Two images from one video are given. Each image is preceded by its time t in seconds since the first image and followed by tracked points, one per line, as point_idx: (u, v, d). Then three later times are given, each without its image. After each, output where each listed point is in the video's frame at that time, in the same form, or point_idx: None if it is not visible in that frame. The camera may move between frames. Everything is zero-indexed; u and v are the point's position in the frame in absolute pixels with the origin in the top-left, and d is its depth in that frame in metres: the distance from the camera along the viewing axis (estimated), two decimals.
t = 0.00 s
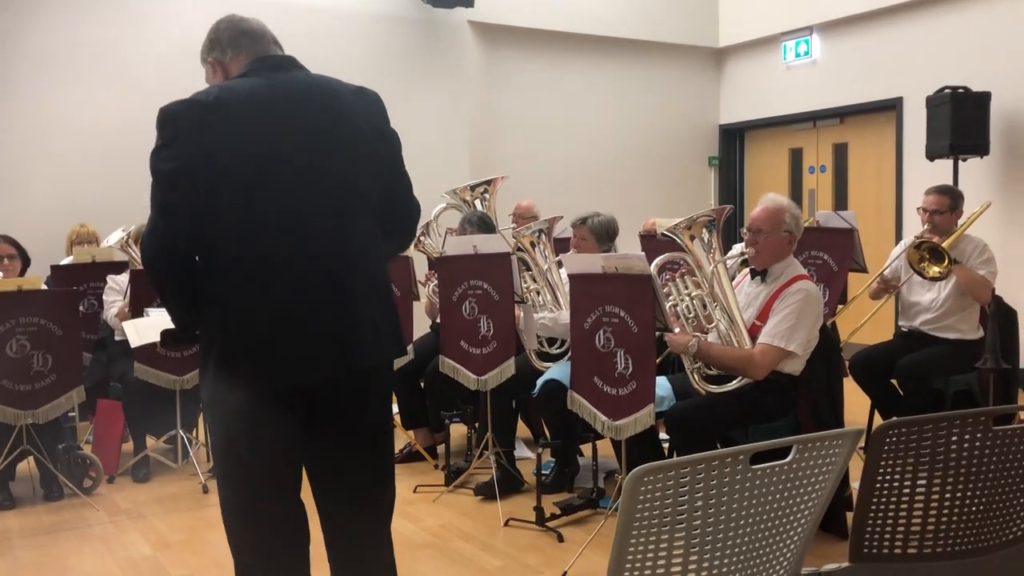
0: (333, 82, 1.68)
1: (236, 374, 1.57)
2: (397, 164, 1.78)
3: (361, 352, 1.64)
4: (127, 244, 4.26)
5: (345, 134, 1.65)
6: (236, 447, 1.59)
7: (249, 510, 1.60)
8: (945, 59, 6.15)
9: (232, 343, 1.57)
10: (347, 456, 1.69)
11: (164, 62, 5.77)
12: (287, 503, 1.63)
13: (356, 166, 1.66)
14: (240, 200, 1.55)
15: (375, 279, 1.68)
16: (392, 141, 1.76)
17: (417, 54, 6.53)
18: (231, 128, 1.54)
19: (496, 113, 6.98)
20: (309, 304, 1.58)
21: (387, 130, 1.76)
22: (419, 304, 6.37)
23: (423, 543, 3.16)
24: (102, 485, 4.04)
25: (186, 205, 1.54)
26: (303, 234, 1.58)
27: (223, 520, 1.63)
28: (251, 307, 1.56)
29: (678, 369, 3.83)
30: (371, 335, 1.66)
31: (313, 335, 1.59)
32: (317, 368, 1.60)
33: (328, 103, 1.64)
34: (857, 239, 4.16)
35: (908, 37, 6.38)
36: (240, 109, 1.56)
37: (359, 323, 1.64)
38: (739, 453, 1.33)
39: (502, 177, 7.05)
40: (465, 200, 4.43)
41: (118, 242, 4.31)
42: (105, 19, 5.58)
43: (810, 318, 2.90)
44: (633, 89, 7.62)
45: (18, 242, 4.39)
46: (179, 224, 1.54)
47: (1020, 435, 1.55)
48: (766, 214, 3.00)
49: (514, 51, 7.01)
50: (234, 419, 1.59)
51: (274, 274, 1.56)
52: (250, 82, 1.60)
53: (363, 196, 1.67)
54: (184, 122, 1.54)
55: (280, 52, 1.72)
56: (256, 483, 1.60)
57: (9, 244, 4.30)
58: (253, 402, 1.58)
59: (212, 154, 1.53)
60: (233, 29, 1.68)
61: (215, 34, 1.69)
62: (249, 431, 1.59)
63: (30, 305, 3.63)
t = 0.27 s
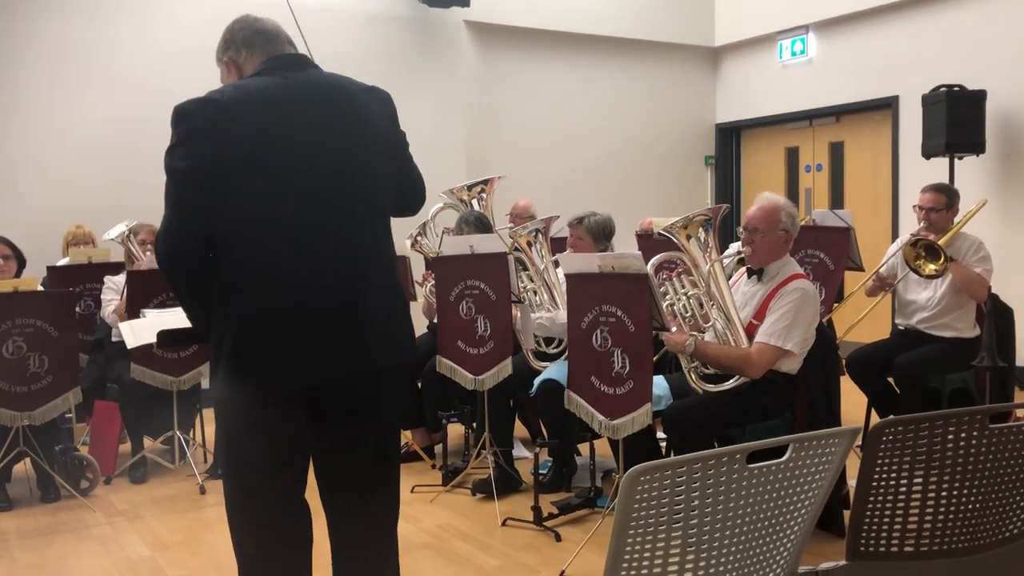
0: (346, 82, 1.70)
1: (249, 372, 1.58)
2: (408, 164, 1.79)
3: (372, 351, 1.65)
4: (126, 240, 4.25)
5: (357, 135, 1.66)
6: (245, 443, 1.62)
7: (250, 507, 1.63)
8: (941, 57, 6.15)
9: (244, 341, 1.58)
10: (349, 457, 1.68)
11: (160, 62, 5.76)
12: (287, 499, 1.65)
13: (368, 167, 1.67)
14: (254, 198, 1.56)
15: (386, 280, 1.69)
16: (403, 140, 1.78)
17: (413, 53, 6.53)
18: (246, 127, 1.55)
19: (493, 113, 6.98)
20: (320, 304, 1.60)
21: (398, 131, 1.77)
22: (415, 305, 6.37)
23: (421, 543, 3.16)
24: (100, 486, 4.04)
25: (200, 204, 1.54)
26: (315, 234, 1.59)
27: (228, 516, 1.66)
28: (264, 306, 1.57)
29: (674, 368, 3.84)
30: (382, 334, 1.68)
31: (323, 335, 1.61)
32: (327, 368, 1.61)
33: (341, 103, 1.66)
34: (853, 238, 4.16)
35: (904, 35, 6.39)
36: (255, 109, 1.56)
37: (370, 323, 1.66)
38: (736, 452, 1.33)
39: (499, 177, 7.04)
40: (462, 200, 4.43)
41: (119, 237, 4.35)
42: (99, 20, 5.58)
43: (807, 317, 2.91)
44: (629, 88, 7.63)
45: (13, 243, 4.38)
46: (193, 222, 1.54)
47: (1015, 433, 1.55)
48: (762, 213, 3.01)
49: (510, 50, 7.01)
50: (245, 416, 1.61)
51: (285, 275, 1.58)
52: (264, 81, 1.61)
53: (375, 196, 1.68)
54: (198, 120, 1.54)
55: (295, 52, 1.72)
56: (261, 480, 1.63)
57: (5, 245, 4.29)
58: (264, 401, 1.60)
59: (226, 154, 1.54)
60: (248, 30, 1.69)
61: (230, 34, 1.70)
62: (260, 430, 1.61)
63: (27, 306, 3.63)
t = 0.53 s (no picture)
0: (361, 80, 1.70)
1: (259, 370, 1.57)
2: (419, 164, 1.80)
3: (383, 350, 1.66)
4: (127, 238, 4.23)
5: (372, 135, 1.66)
6: (253, 441, 1.62)
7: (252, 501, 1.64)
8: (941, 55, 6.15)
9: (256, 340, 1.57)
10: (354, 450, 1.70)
11: (158, 59, 5.75)
12: (290, 494, 1.66)
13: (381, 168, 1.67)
14: (269, 195, 1.55)
15: (396, 279, 1.70)
16: (415, 140, 1.78)
17: (412, 51, 6.51)
18: (263, 124, 1.54)
19: (491, 110, 6.97)
20: (333, 304, 1.60)
21: (411, 130, 1.77)
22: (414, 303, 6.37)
23: (419, 541, 3.16)
24: (98, 483, 4.03)
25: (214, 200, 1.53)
26: (329, 233, 1.59)
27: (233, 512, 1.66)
28: (277, 304, 1.57)
29: (673, 367, 3.84)
30: (392, 333, 1.68)
31: (335, 335, 1.61)
32: (338, 368, 1.61)
33: (356, 102, 1.66)
34: (853, 237, 4.16)
35: (903, 34, 6.38)
36: (272, 106, 1.56)
37: (381, 322, 1.66)
38: (735, 450, 1.33)
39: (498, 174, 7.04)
40: (461, 198, 4.43)
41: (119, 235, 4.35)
42: (96, 16, 5.56)
43: (806, 315, 2.90)
44: (628, 86, 7.62)
45: (11, 240, 4.37)
46: (207, 218, 1.52)
47: (1015, 431, 1.55)
48: (761, 212, 3.00)
49: (509, 48, 7.01)
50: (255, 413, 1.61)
51: (298, 274, 1.57)
52: (281, 78, 1.60)
53: (387, 196, 1.69)
54: (215, 115, 1.52)
55: (311, 48, 1.71)
56: (265, 477, 1.63)
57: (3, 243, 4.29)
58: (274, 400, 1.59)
59: (242, 151, 1.53)
60: (264, 25, 1.68)
61: (246, 29, 1.69)
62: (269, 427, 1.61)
63: (25, 303, 3.62)
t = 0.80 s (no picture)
0: (375, 76, 1.70)
1: (269, 365, 1.58)
2: (432, 161, 1.80)
3: (391, 347, 1.67)
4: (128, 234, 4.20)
5: (385, 131, 1.66)
6: (261, 435, 1.62)
7: (256, 494, 1.65)
8: (944, 52, 6.14)
9: (265, 334, 1.57)
10: (359, 446, 1.71)
11: (160, 54, 5.74)
12: (293, 488, 1.66)
13: (394, 164, 1.68)
14: (281, 190, 1.55)
15: (406, 277, 1.71)
16: (428, 137, 1.78)
17: (414, 46, 6.51)
18: (276, 120, 1.55)
19: (493, 106, 6.97)
20: (343, 300, 1.61)
21: (424, 127, 1.77)
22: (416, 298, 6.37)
23: (420, 535, 3.17)
24: (99, 477, 4.04)
25: (226, 193, 1.53)
26: (339, 229, 1.60)
27: (238, 504, 1.67)
28: (287, 299, 1.57)
29: (675, 363, 3.84)
30: (401, 330, 1.68)
31: (345, 331, 1.61)
32: (347, 364, 1.62)
33: (370, 98, 1.66)
34: (855, 233, 4.16)
35: (906, 30, 6.37)
36: (285, 101, 1.56)
37: (390, 318, 1.66)
38: (736, 445, 1.33)
39: (499, 170, 7.04)
40: (463, 193, 4.42)
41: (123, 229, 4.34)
42: (98, 10, 5.56)
43: (807, 312, 2.91)
44: (630, 81, 7.61)
45: (12, 234, 4.37)
46: (218, 212, 1.53)
47: (1017, 427, 1.55)
48: (763, 208, 3.00)
49: (511, 43, 7.00)
50: (263, 408, 1.61)
51: (309, 269, 1.58)
52: (295, 72, 1.60)
53: (399, 193, 1.69)
54: (229, 110, 1.53)
55: (325, 43, 1.71)
56: (271, 471, 1.64)
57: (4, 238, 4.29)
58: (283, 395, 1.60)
59: (255, 145, 1.54)
60: (277, 17, 1.68)
61: (260, 21, 1.69)
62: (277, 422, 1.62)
63: (27, 297, 3.63)
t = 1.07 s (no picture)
0: (390, 71, 1.70)
1: (276, 357, 1.58)
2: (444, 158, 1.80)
3: (399, 342, 1.67)
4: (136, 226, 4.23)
5: (398, 127, 1.67)
6: (267, 427, 1.63)
7: (261, 484, 1.66)
8: (950, 45, 6.11)
9: (274, 327, 1.58)
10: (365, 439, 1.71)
11: (164, 46, 5.74)
12: (298, 479, 1.67)
13: (405, 160, 1.68)
14: (292, 184, 1.56)
15: (415, 273, 1.71)
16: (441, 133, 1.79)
17: (418, 38, 6.49)
18: (288, 113, 1.55)
19: (498, 99, 6.96)
20: (351, 294, 1.61)
21: (437, 124, 1.78)
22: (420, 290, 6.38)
23: (424, 527, 3.18)
24: (104, 468, 4.05)
25: (237, 186, 1.54)
26: (349, 224, 1.60)
27: (244, 495, 1.68)
28: (295, 292, 1.58)
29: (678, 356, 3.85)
30: (409, 326, 1.69)
31: (352, 325, 1.62)
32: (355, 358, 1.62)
33: (382, 93, 1.66)
34: (860, 227, 4.16)
35: (913, 23, 6.35)
36: (298, 94, 1.56)
37: (398, 314, 1.67)
38: (740, 439, 1.34)
39: (504, 162, 7.03)
40: (468, 185, 4.42)
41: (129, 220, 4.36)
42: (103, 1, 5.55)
43: (812, 306, 2.90)
44: (635, 74, 7.58)
45: (18, 226, 4.39)
46: (229, 204, 1.54)
47: (1022, 422, 1.55)
48: (769, 201, 2.99)
49: (516, 36, 6.98)
50: (270, 401, 1.61)
51: (318, 264, 1.58)
52: (308, 65, 1.60)
53: (409, 188, 1.69)
54: (242, 102, 1.53)
55: (341, 35, 1.71)
56: (276, 463, 1.65)
57: (10, 230, 4.30)
58: (290, 388, 1.60)
59: (267, 138, 1.54)
60: (294, 8, 1.67)
61: (276, 12, 1.69)
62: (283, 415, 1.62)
63: (32, 288, 3.64)
